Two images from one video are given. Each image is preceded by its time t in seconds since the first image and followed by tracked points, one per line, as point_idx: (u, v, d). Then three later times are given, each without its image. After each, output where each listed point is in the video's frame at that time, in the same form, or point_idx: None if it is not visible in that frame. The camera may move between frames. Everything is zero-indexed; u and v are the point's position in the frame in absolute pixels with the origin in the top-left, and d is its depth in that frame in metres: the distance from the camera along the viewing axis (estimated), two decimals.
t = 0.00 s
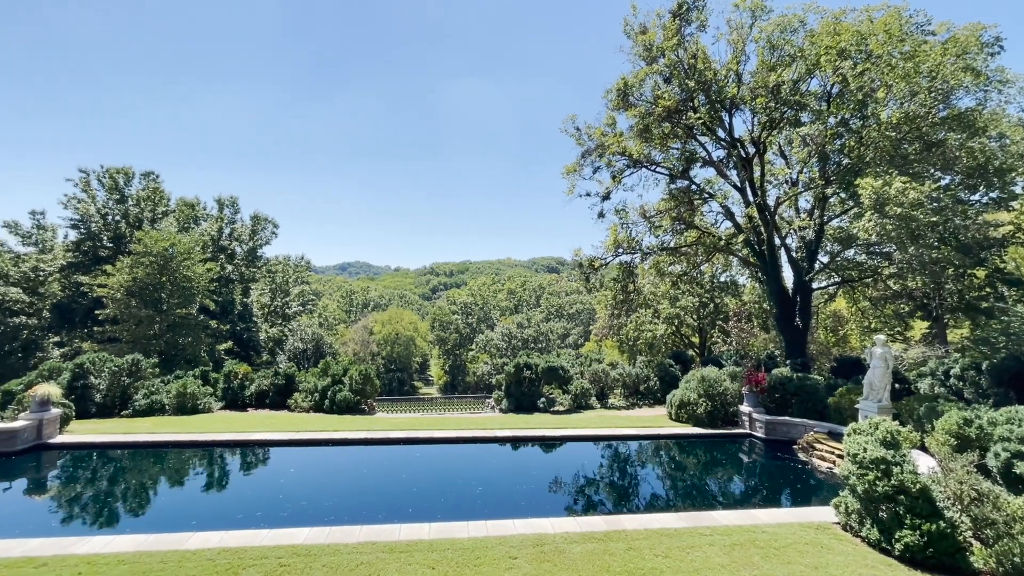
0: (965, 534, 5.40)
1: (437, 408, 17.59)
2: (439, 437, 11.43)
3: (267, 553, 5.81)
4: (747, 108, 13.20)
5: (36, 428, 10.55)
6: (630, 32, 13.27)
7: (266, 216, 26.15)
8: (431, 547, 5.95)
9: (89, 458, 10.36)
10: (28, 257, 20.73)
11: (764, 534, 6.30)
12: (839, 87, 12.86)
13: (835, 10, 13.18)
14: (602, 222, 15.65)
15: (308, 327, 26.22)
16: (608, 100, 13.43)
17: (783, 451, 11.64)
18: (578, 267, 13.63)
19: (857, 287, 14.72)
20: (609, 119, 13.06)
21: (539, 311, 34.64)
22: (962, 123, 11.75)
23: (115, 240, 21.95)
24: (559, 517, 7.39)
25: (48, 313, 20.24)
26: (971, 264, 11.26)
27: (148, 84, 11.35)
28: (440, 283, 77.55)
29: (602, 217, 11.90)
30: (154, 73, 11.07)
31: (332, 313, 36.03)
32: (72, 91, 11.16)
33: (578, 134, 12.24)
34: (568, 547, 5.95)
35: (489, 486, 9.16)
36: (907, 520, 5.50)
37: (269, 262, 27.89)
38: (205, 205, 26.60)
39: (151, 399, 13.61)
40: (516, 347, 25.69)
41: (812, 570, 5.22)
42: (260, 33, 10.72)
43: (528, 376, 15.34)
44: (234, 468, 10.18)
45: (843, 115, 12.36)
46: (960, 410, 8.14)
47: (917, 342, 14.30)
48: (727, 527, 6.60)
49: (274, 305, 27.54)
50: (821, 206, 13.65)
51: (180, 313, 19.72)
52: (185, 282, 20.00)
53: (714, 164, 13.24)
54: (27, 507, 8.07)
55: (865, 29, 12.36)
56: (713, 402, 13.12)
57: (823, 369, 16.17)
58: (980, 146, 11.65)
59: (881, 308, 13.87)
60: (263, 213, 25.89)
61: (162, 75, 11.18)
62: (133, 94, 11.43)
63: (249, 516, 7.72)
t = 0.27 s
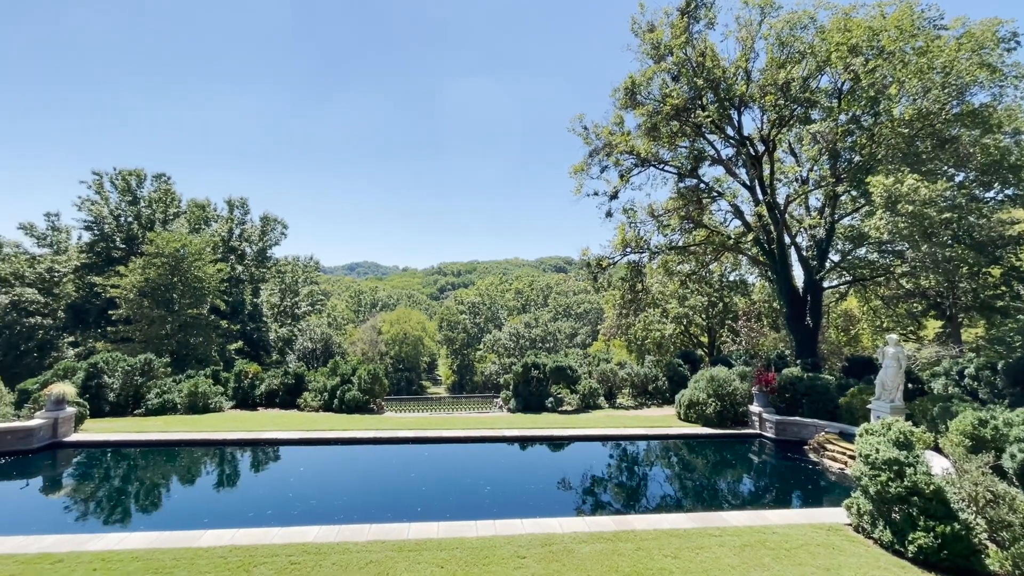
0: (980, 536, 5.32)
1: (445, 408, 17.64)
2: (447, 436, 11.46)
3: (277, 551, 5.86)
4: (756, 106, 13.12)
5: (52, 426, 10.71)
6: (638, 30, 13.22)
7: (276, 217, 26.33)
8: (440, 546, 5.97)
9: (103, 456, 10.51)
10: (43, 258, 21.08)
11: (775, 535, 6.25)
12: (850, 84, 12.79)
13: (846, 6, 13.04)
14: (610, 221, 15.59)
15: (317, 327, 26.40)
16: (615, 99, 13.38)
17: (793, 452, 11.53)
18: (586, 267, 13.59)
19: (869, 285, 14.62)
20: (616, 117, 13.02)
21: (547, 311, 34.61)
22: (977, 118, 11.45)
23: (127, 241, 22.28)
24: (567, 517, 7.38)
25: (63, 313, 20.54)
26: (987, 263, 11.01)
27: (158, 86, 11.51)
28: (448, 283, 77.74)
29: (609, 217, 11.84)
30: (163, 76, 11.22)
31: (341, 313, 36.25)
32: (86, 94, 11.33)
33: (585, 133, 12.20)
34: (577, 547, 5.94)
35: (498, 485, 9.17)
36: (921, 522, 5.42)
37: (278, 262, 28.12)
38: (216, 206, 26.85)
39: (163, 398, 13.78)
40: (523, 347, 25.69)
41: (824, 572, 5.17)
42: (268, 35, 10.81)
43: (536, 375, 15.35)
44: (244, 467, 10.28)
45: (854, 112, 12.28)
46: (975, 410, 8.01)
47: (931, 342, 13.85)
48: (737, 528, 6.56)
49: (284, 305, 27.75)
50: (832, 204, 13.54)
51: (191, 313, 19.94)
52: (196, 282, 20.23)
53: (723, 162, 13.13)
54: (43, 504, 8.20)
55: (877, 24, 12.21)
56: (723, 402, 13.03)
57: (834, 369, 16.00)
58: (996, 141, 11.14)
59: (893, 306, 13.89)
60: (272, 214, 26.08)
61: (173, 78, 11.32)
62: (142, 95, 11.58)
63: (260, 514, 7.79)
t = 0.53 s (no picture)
0: (998, 539, 5.22)
1: (454, 407, 17.67)
2: (456, 436, 11.49)
3: (289, 549, 5.91)
4: (766, 103, 12.99)
5: (69, 424, 10.88)
6: (646, 28, 13.17)
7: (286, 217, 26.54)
8: (449, 545, 5.99)
9: (118, 454, 10.67)
10: (60, 259, 21.48)
11: (786, 537, 6.19)
12: (863, 80, 12.63)
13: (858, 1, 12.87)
14: (619, 221, 15.52)
15: (327, 327, 26.58)
16: (624, 98, 13.32)
17: (805, 452, 11.41)
18: (595, 266, 13.52)
19: (882, 284, 14.42)
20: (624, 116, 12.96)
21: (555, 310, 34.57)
22: (994, 114, 11.30)
23: (141, 243, 22.62)
24: (576, 517, 7.37)
25: (78, 313, 20.86)
26: (1006, 261, 10.64)
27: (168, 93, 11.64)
28: (456, 283, 77.91)
29: (617, 216, 11.78)
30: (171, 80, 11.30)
31: (351, 314, 36.46)
32: (99, 98, 11.50)
33: (594, 131, 12.16)
34: (586, 547, 5.92)
35: (506, 485, 9.17)
36: (936, 524, 5.34)
37: (289, 263, 28.35)
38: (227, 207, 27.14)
39: (176, 397, 13.94)
40: (532, 346, 25.66)
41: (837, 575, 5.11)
42: (277, 37, 10.91)
43: (545, 375, 15.34)
44: (256, 465, 10.37)
45: (867, 108, 12.08)
46: (992, 411, 7.87)
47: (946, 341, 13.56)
48: (748, 529, 6.50)
49: (294, 305, 27.99)
50: (843, 202, 13.37)
51: (203, 314, 20.18)
52: (208, 282, 20.46)
53: (733, 160, 13.00)
54: (60, 501, 8.35)
55: (890, 19, 12.04)
56: (733, 402, 12.93)
57: (847, 369, 15.80)
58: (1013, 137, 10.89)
59: (907, 305, 13.66)
60: (283, 215, 26.28)
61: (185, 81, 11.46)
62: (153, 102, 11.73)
63: (271, 512, 7.86)
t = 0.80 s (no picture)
0: (1018, 542, 5.11)
1: (464, 407, 17.71)
2: (466, 435, 11.53)
3: (301, 546, 5.97)
4: (778, 100, 12.84)
5: (86, 423, 11.08)
6: (656, 26, 13.12)
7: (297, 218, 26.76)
8: (460, 544, 6.01)
9: (134, 452, 10.84)
10: (77, 261, 21.98)
11: (800, 538, 6.12)
12: (877, 75, 12.46)
13: None
14: (629, 220, 15.44)
15: (338, 326, 26.78)
16: (634, 96, 13.26)
17: (819, 453, 11.28)
18: (604, 265, 13.44)
19: (898, 283, 14.21)
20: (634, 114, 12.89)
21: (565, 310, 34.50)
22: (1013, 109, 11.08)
23: (156, 244, 22.98)
24: (586, 517, 7.36)
25: (95, 313, 21.21)
26: None
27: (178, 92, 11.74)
28: (466, 283, 78.07)
29: (626, 214, 11.71)
30: (179, 78, 11.41)
31: (361, 313, 36.71)
32: (116, 101, 11.71)
33: (603, 130, 12.11)
34: (597, 546, 5.91)
35: (517, 484, 9.17)
36: (954, 526, 5.26)
37: (300, 263, 28.61)
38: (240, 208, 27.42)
39: (190, 396, 14.13)
40: (542, 346, 25.63)
41: None
42: (287, 38, 11.02)
43: (555, 374, 15.32)
44: (268, 464, 10.48)
45: (881, 104, 11.95)
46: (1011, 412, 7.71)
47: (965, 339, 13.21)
48: (760, 530, 6.44)
49: (305, 305, 28.23)
50: (857, 199, 13.21)
51: (216, 314, 20.44)
52: (221, 283, 20.71)
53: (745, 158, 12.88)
54: (78, 498, 8.50)
55: (906, 13, 11.84)
56: (745, 402, 12.81)
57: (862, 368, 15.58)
58: None
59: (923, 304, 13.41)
60: (294, 216, 26.50)
61: (199, 82, 11.66)
62: (163, 101, 11.86)
63: (284, 510, 7.95)
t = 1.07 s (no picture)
0: None
1: (475, 406, 17.76)
2: (477, 435, 11.55)
3: (315, 544, 6.02)
4: (792, 96, 12.67)
5: (105, 421, 11.29)
6: (667, 23, 13.08)
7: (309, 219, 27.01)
8: (471, 543, 6.03)
9: (151, 450, 11.03)
10: (96, 262, 22.52)
11: (815, 540, 6.04)
12: (893, 70, 12.29)
13: None
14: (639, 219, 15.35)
15: (350, 326, 26.97)
16: (644, 94, 13.19)
17: (834, 454, 11.12)
18: (615, 265, 13.35)
19: (915, 280, 14.00)
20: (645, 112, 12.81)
21: (575, 309, 34.38)
22: None
23: (172, 245, 23.38)
24: (598, 517, 7.33)
25: (114, 313, 21.61)
26: None
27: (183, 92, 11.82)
28: (476, 283, 78.22)
29: (637, 213, 11.63)
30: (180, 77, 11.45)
31: (373, 313, 36.95)
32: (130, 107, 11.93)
33: (614, 129, 12.05)
34: (609, 547, 5.89)
35: (528, 484, 9.17)
36: (975, 529, 5.15)
37: (312, 263, 28.87)
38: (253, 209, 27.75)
39: (205, 395, 14.33)
40: (552, 345, 25.60)
41: None
42: (296, 39, 11.10)
43: (566, 374, 15.28)
44: (282, 462, 10.60)
45: (898, 99, 11.87)
46: None
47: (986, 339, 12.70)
48: (775, 532, 6.37)
49: (318, 305, 28.46)
50: (873, 196, 13.02)
51: (230, 314, 20.71)
52: (235, 283, 20.99)
53: (758, 156, 12.73)
54: (98, 495, 8.68)
55: (924, 6, 11.62)
56: (759, 402, 12.68)
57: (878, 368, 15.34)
58: None
59: (942, 303, 13.16)
60: (306, 217, 26.74)
61: (211, 85, 11.82)
62: (168, 101, 11.94)
63: (297, 508, 8.03)
